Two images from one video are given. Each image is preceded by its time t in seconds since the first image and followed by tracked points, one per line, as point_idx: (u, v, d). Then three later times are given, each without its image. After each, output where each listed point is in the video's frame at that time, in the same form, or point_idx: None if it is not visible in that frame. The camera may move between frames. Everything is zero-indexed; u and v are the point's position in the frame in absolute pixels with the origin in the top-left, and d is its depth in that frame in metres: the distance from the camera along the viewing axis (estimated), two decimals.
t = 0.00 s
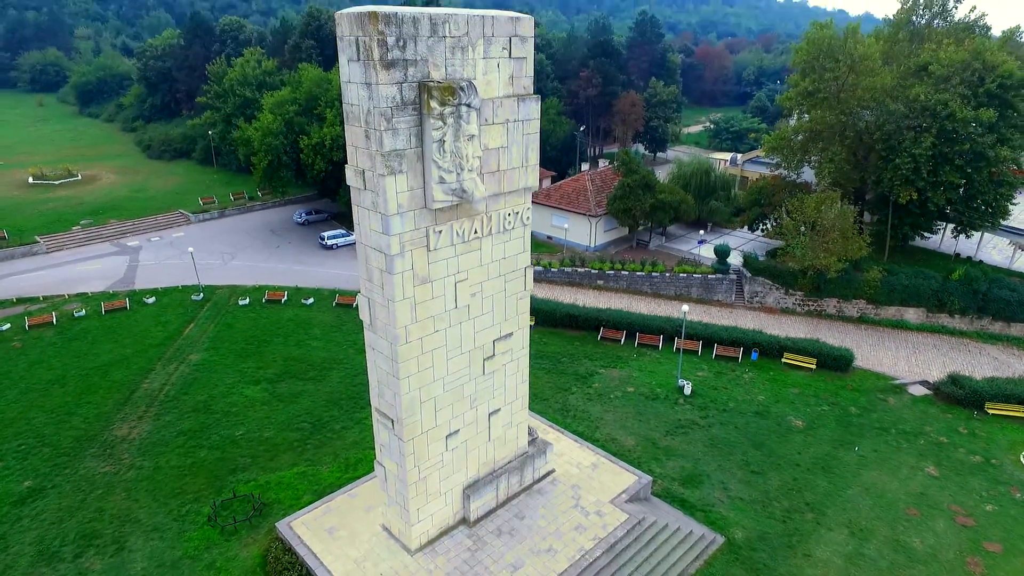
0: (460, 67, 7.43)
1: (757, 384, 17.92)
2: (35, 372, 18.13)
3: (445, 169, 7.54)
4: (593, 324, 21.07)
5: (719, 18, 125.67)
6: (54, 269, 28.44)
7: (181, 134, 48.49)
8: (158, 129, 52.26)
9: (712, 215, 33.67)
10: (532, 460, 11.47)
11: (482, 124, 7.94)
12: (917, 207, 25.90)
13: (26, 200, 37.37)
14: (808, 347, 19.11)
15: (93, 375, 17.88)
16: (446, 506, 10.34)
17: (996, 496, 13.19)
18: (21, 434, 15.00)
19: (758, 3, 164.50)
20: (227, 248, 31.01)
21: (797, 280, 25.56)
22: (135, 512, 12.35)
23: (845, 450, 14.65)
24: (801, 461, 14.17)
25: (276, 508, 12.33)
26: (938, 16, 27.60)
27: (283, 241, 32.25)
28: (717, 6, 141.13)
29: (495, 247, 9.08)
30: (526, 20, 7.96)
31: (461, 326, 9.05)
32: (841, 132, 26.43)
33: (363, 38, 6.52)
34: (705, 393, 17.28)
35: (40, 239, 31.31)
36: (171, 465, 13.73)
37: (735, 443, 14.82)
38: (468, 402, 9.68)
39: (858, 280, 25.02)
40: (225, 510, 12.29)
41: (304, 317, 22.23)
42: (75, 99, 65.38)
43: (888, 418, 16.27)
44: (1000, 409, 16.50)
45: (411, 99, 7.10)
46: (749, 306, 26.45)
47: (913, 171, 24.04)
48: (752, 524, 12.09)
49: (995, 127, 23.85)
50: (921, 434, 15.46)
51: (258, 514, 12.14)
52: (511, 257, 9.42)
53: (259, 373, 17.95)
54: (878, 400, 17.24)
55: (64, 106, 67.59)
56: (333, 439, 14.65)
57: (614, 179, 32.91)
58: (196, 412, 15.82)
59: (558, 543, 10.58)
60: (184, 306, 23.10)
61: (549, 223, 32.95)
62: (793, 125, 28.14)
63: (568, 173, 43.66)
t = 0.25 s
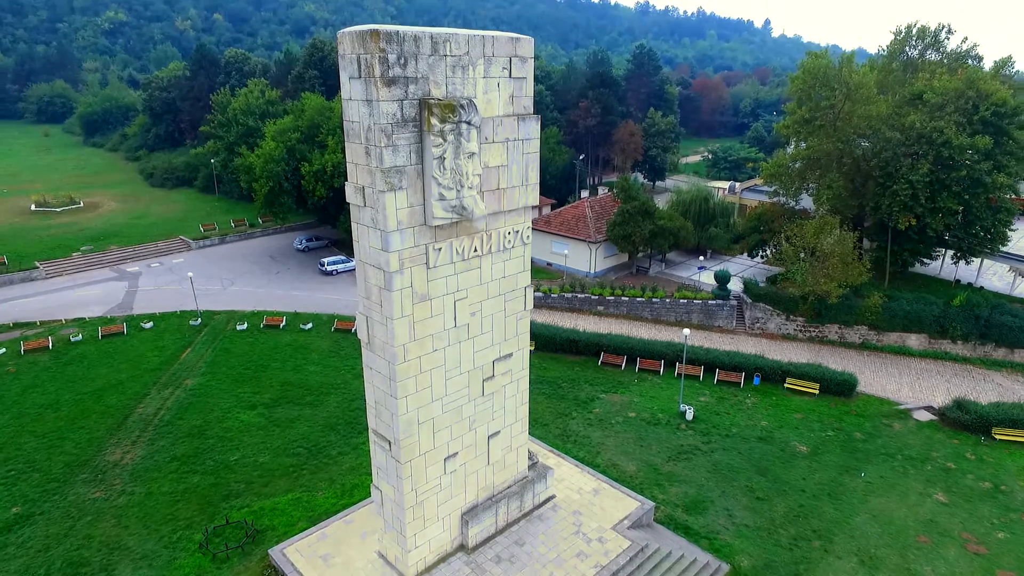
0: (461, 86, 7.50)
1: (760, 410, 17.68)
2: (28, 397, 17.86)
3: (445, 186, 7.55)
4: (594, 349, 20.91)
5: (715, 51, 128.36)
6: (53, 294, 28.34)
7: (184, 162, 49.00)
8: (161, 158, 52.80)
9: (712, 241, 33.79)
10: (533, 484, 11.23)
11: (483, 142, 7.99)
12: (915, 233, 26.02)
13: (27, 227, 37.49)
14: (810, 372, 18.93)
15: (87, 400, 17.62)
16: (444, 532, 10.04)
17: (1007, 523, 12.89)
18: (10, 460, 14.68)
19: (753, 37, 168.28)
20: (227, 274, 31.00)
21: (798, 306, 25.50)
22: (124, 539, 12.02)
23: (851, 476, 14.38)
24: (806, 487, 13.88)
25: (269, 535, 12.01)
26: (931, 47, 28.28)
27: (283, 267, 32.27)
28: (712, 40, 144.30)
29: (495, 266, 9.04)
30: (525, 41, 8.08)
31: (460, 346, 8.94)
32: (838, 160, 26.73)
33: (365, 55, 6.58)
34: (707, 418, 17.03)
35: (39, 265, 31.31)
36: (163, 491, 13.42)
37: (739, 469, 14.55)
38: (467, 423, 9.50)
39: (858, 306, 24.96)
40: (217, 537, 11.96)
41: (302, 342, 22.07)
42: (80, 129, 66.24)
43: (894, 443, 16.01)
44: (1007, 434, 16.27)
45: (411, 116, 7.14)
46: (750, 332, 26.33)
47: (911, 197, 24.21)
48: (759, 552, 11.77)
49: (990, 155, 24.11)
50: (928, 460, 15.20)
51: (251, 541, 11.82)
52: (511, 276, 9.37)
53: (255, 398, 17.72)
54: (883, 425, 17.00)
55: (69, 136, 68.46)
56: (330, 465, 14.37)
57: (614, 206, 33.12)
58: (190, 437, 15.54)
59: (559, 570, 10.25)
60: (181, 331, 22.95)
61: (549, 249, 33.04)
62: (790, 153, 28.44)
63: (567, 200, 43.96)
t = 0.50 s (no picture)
0: (461, 106, 7.58)
1: (764, 436, 17.41)
2: (21, 423, 17.60)
3: (445, 204, 7.57)
4: (594, 375, 20.72)
5: (711, 85, 130.81)
6: (51, 320, 28.22)
7: (187, 192, 49.46)
8: (164, 187, 53.30)
9: (712, 268, 33.84)
10: (534, 510, 10.98)
11: (483, 161, 8.05)
12: (915, 259, 26.05)
13: (27, 254, 37.60)
14: (814, 397, 18.71)
15: (81, 426, 17.36)
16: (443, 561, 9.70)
17: (1020, 551, 12.56)
18: None
19: (748, 71, 171.81)
20: (226, 301, 30.95)
21: (799, 332, 25.37)
22: (113, 568, 11.68)
23: (858, 503, 14.07)
24: (813, 514, 13.58)
25: (262, 564, 11.67)
26: (924, 77, 28.93)
27: (283, 293, 32.24)
28: (708, 74, 147.23)
29: (495, 286, 8.99)
30: (525, 63, 8.20)
31: (460, 367, 8.82)
32: (836, 187, 26.94)
33: (367, 74, 6.66)
34: (710, 445, 16.76)
35: (39, 292, 31.28)
36: (155, 518, 13.10)
37: (744, 496, 14.25)
38: (466, 446, 9.30)
39: (860, 332, 24.82)
40: (208, 566, 11.63)
41: (300, 368, 21.88)
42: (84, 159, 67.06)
43: (901, 470, 15.73)
44: (1016, 461, 15.99)
45: (412, 134, 7.18)
46: (752, 359, 26.13)
47: (910, 223, 24.33)
48: None
49: (987, 181, 24.31)
50: (936, 487, 14.90)
51: (243, 570, 11.48)
52: (511, 296, 9.31)
53: (252, 424, 17.46)
54: (890, 452, 16.72)
55: (74, 167, 69.28)
56: (326, 492, 14.08)
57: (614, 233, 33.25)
58: (185, 464, 15.25)
59: None
60: (179, 357, 22.77)
61: (549, 276, 33.06)
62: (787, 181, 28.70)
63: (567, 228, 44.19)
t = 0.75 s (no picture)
0: (462, 125, 7.67)
1: (768, 462, 17.13)
2: (13, 450, 17.31)
3: (445, 223, 7.61)
4: (595, 401, 20.50)
5: (708, 117, 133.02)
6: (48, 347, 28.06)
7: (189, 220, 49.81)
8: (165, 215, 53.68)
9: (712, 295, 33.85)
10: (534, 537, 10.56)
11: (483, 180, 8.12)
12: (915, 285, 26.06)
13: (27, 281, 37.63)
14: (817, 423, 18.48)
15: (74, 452, 17.08)
16: None
17: None
18: None
19: (743, 104, 174.97)
20: (225, 327, 30.84)
21: (801, 359, 25.20)
22: None
23: (865, 531, 13.77)
24: (820, 542, 13.27)
25: None
26: (918, 106, 29.41)
27: (282, 320, 32.16)
28: (704, 106, 149.93)
29: (495, 306, 8.95)
30: (525, 85, 8.34)
31: (458, 387, 8.71)
32: (833, 214, 27.11)
33: (368, 93, 6.76)
34: (713, 471, 16.47)
35: (37, 318, 31.19)
36: (146, 546, 12.80)
37: (749, 523, 13.95)
38: (464, 469, 9.11)
39: (863, 358, 24.65)
40: None
41: (298, 394, 21.66)
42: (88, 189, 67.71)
43: (909, 497, 15.44)
44: None
45: (412, 153, 7.25)
46: (754, 386, 25.88)
47: (909, 249, 24.41)
48: None
49: (983, 208, 24.49)
50: (945, 514, 14.61)
51: None
52: (510, 316, 9.26)
53: (248, 450, 17.19)
54: (896, 478, 16.45)
55: (77, 196, 69.91)
56: (322, 519, 13.78)
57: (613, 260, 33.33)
58: (178, 491, 14.95)
59: None
60: (176, 383, 22.56)
61: (548, 302, 33.03)
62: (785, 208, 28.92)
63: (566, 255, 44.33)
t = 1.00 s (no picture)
0: (461, 144, 7.78)
1: (771, 488, 16.87)
2: (4, 475, 17.05)
3: (444, 240, 7.67)
4: (596, 426, 20.28)
5: (705, 147, 134.84)
6: (44, 372, 27.88)
7: (190, 247, 50.06)
8: (166, 243, 53.92)
9: (712, 321, 33.85)
10: (534, 563, 10.28)
11: (482, 198, 8.20)
12: (915, 311, 26.04)
13: (26, 307, 37.58)
14: (821, 448, 18.27)
15: (67, 477, 16.82)
16: None
17: None
18: None
19: (740, 134, 177.61)
20: (223, 353, 30.72)
21: (803, 384, 25.02)
22: None
23: (872, 558, 13.50)
24: (825, 569, 13.00)
25: None
26: (913, 134, 29.90)
27: (281, 346, 32.05)
28: (701, 137, 152.08)
29: (494, 324, 8.93)
30: (524, 106, 8.50)
31: (457, 406, 8.63)
32: (832, 239, 27.25)
33: (369, 111, 6.87)
34: (716, 497, 16.21)
35: (35, 343, 31.07)
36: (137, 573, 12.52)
37: (753, 549, 13.68)
38: (463, 490, 8.95)
39: (865, 384, 24.46)
40: None
41: (296, 420, 21.44)
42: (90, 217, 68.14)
43: (916, 523, 15.17)
44: None
45: (412, 170, 7.34)
46: (756, 412, 25.63)
47: (908, 274, 24.46)
48: None
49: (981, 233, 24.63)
50: (953, 540, 14.34)
51: None
52: (510, 335, 9.24)
53: (244, 475, 16.94)
54: (902, 504, 16.19)
55: (79, 224, 70.37)
56: (317, 545, 13.51)
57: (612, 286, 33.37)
58: (171, 517, 14.66)
59: None
60: (172, 408, 22.34)
61: (548, 328, 32.97)
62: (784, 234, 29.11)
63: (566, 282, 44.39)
